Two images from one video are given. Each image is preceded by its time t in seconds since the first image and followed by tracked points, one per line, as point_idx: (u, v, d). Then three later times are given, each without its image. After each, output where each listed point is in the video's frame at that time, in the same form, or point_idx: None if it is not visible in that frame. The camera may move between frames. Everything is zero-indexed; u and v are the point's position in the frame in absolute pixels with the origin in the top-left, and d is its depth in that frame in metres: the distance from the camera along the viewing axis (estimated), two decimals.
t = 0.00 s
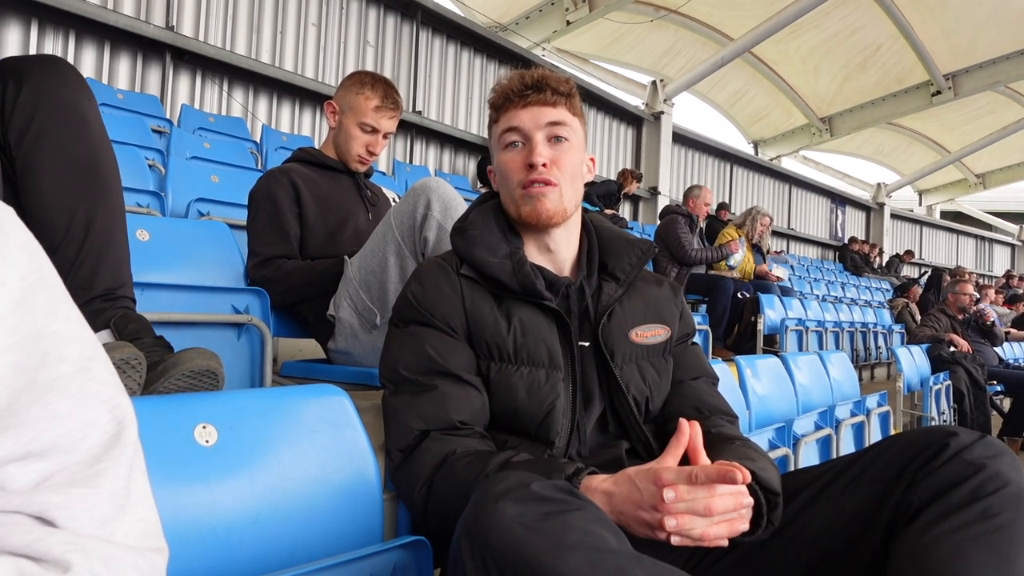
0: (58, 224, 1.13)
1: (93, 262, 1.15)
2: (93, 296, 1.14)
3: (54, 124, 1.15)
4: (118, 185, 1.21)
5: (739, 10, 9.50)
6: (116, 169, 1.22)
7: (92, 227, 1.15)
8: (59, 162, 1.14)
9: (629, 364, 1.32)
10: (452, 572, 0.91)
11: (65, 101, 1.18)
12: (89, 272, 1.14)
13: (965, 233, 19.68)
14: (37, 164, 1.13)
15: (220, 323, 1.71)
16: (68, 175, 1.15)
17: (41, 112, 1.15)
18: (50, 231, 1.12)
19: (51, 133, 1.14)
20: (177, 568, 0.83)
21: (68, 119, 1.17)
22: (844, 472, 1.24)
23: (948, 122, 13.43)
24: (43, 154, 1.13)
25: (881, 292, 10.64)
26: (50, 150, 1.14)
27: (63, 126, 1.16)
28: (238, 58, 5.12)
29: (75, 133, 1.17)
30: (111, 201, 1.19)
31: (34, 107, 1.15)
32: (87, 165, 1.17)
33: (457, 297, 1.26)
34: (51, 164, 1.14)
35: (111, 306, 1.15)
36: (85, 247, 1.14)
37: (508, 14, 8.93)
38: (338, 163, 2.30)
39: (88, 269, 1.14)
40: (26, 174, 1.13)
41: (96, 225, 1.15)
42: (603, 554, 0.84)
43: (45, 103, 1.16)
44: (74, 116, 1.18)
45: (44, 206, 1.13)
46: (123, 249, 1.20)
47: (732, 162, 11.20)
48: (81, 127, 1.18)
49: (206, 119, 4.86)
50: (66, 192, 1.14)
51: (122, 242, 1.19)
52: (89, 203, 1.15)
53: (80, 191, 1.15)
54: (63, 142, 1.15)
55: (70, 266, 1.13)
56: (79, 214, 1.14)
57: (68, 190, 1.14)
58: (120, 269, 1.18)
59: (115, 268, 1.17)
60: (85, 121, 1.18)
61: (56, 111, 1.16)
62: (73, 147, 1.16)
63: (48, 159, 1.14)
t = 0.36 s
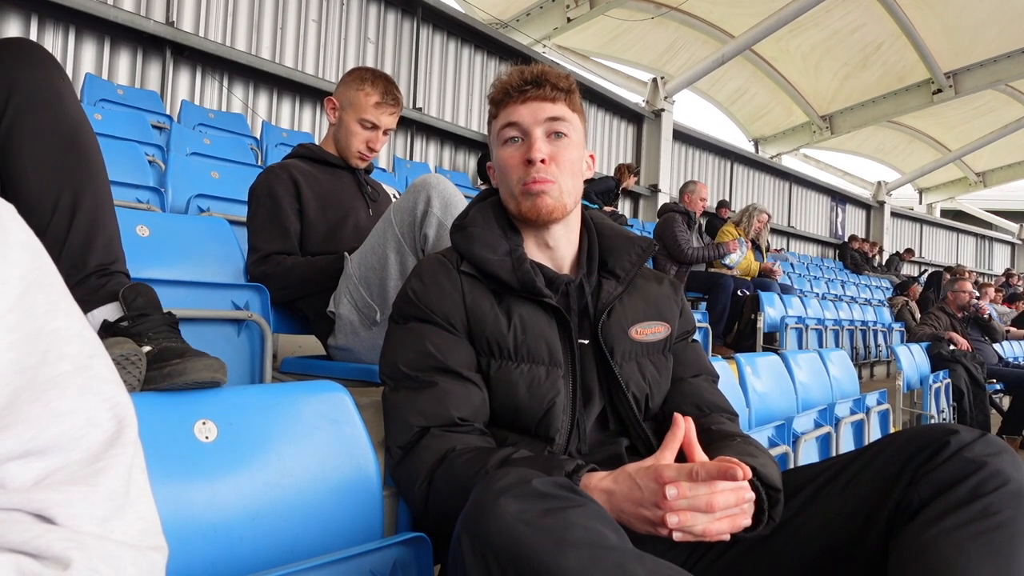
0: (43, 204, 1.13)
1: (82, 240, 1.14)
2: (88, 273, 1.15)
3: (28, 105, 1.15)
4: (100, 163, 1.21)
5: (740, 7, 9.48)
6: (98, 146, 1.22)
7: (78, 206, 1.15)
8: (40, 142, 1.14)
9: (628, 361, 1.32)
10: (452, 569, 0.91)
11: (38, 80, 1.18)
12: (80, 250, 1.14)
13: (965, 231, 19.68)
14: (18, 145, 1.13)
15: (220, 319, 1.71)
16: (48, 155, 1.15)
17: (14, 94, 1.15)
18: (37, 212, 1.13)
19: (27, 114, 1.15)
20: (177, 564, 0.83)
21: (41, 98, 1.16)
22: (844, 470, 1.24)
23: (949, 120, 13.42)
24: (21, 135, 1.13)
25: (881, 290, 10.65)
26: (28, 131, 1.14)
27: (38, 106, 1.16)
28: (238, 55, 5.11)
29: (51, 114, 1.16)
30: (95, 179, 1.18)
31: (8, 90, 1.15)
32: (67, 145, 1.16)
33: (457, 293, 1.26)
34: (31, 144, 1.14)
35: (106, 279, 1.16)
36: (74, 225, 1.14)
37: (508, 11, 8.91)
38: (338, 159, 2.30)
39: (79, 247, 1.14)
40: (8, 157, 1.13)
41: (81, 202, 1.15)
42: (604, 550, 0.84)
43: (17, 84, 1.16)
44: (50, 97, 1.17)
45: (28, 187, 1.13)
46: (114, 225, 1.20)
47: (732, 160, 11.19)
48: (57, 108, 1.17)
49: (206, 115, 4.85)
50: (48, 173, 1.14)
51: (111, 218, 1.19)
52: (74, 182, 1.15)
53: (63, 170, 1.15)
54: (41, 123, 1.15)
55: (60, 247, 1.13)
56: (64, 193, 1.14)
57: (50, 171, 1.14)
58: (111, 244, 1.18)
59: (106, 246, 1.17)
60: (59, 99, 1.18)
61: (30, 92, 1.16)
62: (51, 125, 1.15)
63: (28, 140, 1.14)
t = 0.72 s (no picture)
0: (54, 238, 1.11)
1: (90, 279, 1.12)
2: (91, 314, 1.12)
3: (50, 135, 1.14)
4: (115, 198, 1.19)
5: (739, 5, 9.48)
6: (115, 185, 1.19)
7: (89, 241, 1.12)
8: (56, 175, 1.12)
9: (627, 360, 1.32)
10: (451, 566, 0.91)
11: (60, 109, 1.16)
12: (87, 288, 1.12)
13: (964, 229, 19.68)
14: (33, 174, 1.11)
15: (219, 318, 1.71)
16: (64, 188, 1.13)
17: (38, 123, 1.14)
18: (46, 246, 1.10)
19: (49, 145, 1.13)
20: (176, 564, 0.83)
21: (64, 130, 1.15)
22: (843, 467, 1.24)
23: (948, 118, 13.41)
24: (38, 165, 1.11)
25: (880, 288, 10.64)
26: (48, 162, 1.12)
27: (60, 138, 1.14)
28: (237, 54, 5.10)
29: (72, 146, 1.15)
30: (108, 214, 1.16)
31: (29, 119, 1.14)
32: (83, 179, 1.14)
33: (455, 292, 1.26)
34: (48, 176, 1.12)
35: (110, 321, 1.13)
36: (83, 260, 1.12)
37: (507, 9, 8.90)
38: (337, 158, 2.30)
39: (85, 287, 1.12)
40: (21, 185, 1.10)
41: (93, 241, 1.12)
42: (602, 548, 0.84)
43: (40, 113, 1.15)
44: (72, 127, 1.16)
45: (40, 219, 1.10)
46: (123, 265, 1.18)
47: (731, 158, 11.19)
48: (78, 138, 1.16)
49: (205, 115, 4.85)
50: (62, 206, 1.11)
51: (120, 257, 1.17)
52: (87, 217, 1.13)
53: (77, 205, 1.13)
54: (58, 155, 1.13)
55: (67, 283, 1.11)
56: (77, 230, 1.12)
57: (63, 203, 1.12)
58: (117, 287, 1.15)
59: (113, 284, 1.15)
60: (82, 132, 1.17)
61: (52, 121, 1.15)
62: (70, 156, 1.14)
63: (46, 171, 1.12)
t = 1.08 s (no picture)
0: (80, 246, 1.08)
1: (110, 290, 1.10)
2: (109, 320, 1.11)
3: (84, 142, 1.12)
4: (140, 211, 1.17)
5: (741, 8, 9.48)
6: (141, 196, 1.18)
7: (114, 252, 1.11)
8: (85, 183, 1.10)
9: (629, 362, 1.32)
10: (452, 568, 0.91)
11: (96, 119, 1.15)
12: (108, 297, 1.10)
13: (965, 232, 19.67)
14: (64, 181, 1.09)
15: (220, 318, 1.71)
16: (93, 195, 1.11)
17: (73, 129, 1.12)
18: (72, 253, 1.07)
19: (81, 152, 1.11)
20: (176, 565, 0.83)
21: (99, 139, 1.13)
22: (844, 469, 1.24)
23: (950, 121, 13.41)
24: (71, 172, 1.09)
25: (881, 291, 10.64)
26: (78, 168, 1.10)
27: (93, 145, 1.12)
28: (239, 55, 5.10)
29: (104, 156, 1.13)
30: (132, 226, 1.15)
31: (66, 124, 1.12)
32: (112, 188, 1.13)
33: (457, 293, 1.26)
34: (79, 183, 1.10)
35: (125, 330, 1.13)
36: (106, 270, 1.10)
37: (508, 11, 8.90)
38: (339, 160, 2.30)
39: (107, 295, 1.10)
40: (50, 191, 1.08)
41: (117, 251, 1.11)
42: (604, 550, 0.84)
43: (76, 120, 1.13)
44: (106, 137, 1.14)
45: (67, 226, 1.08)
46: (140, 273, 1.17)
47: (733, 160, 11.19)
48: (111, 148, 1.14)
49: (206, 116, 4.85)
50: (88, 215, 1.10)
51: (139, 270, 1.15)
52: (112, 228, 1.11)
53: (105, 213, 1.11)
54: (90, 164, 1.11)
55: (87, 292, 1.09)
56: (103, 238, 1.10)
57: (90, 211, 1.10)
58: (136, 295, 1.14)
59: (131, 295, 1.14)
60: (116, 143, 1.15)
61: (87, 130, 1.13)
62: (103, 166, 1.12)
63: (77, 178, 1.10)
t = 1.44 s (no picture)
0: (86, 248, 1.08)
1: (113, 293, 1.09)
2: (110, 323, 1.08)
3: (95, 145, 1.12)
4: (148, 216, 1.16)
5: (741, 9, 9.49)
6: (149, 201, 1.17)
7: (120, 255, 1.10)
8: (95, 187, 1.10)
9: (628, 364, 1.32)
10: (451, 570, 0.91)
11: (108, 123, 1.15)
12: (111, 299, 1.08)
13: (965, 233, 19.68)
14: (75, 185, 1.09)
15: (220, 320, 1.71)
16: (102, 199, 1.11)
17: (86, 133, 1.12)
18: (78, 255, 1.07)
19: (93, 156, 1.11)
20: (176, 567, 0.83)
21: (111, 144, 1.13)
22: (844, 471, 1.24)
23: (950, 123, 13.42)
24: (82, 176, 1.10)
25: (881, 293, 10.65)
26: (89, 172, 1.10)
27: (104, 148, 1.12)
28: (239, 57, 5.11)
29: (116, 160, 1.13)
30: (140, 231, 1.14)
31: (80, 129, 1.13)
32: (121, 193, 1.12)
33: (457, 295, 1.26)
34: (90, 187, 1.10)
35: (127, 334, 1.09)
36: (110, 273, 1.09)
37: (508, 13, 8.91)
38: (339, 162, 2.30)
39: (109, 297, 1.08)
40: (61, 194, 1.09)
41: (122, 254, 1.10)
42: (604, 553, 0.84)
43: (89, 125, 1.14)
44: (117, 141, 1.14)
45: (75, 228, 1.08)
46: (145, 278, 1.15)
47: (732, 162, 11.19)
48: (122, 154, 1.14)
49: (207, 117, 4.85)
50: (97, 218, 1.09)
51: (145, 275, 1.14)
52: (120, 232, 1.11)
53: (113, 216, 1.11)
54: (103, 168, 1.11)
55: (91, 294, 1.08)
56: (110, 240, 1.09)
57: (98, 215, 1.10)
58: (139, 300, 1.12)
59: (134, 298, 1.11)
60: (127, 147, 1.15)
61: (100, 134, 1.13)
62: (113, 171, 1.12)
63: (88, 181, 1.10)
